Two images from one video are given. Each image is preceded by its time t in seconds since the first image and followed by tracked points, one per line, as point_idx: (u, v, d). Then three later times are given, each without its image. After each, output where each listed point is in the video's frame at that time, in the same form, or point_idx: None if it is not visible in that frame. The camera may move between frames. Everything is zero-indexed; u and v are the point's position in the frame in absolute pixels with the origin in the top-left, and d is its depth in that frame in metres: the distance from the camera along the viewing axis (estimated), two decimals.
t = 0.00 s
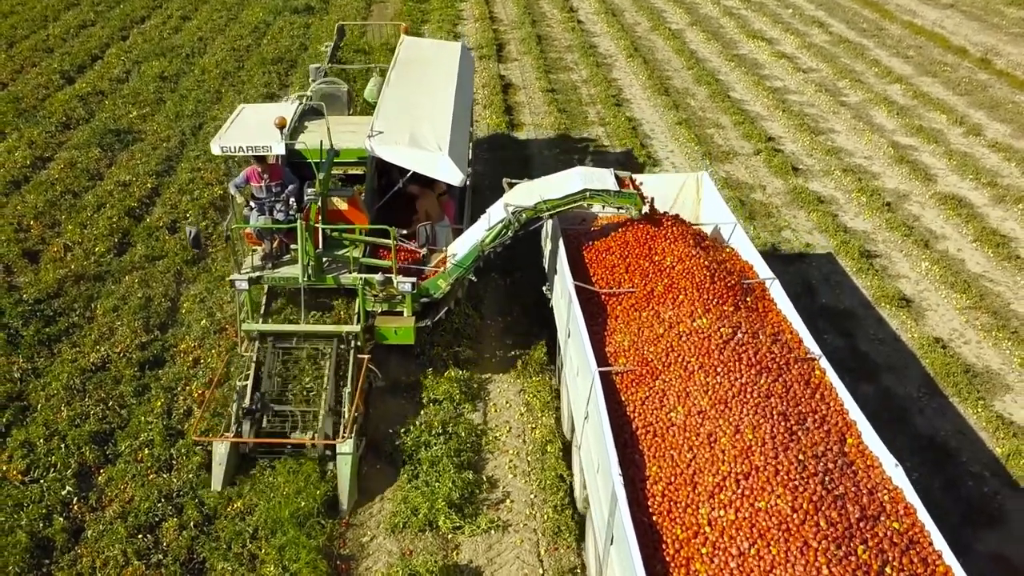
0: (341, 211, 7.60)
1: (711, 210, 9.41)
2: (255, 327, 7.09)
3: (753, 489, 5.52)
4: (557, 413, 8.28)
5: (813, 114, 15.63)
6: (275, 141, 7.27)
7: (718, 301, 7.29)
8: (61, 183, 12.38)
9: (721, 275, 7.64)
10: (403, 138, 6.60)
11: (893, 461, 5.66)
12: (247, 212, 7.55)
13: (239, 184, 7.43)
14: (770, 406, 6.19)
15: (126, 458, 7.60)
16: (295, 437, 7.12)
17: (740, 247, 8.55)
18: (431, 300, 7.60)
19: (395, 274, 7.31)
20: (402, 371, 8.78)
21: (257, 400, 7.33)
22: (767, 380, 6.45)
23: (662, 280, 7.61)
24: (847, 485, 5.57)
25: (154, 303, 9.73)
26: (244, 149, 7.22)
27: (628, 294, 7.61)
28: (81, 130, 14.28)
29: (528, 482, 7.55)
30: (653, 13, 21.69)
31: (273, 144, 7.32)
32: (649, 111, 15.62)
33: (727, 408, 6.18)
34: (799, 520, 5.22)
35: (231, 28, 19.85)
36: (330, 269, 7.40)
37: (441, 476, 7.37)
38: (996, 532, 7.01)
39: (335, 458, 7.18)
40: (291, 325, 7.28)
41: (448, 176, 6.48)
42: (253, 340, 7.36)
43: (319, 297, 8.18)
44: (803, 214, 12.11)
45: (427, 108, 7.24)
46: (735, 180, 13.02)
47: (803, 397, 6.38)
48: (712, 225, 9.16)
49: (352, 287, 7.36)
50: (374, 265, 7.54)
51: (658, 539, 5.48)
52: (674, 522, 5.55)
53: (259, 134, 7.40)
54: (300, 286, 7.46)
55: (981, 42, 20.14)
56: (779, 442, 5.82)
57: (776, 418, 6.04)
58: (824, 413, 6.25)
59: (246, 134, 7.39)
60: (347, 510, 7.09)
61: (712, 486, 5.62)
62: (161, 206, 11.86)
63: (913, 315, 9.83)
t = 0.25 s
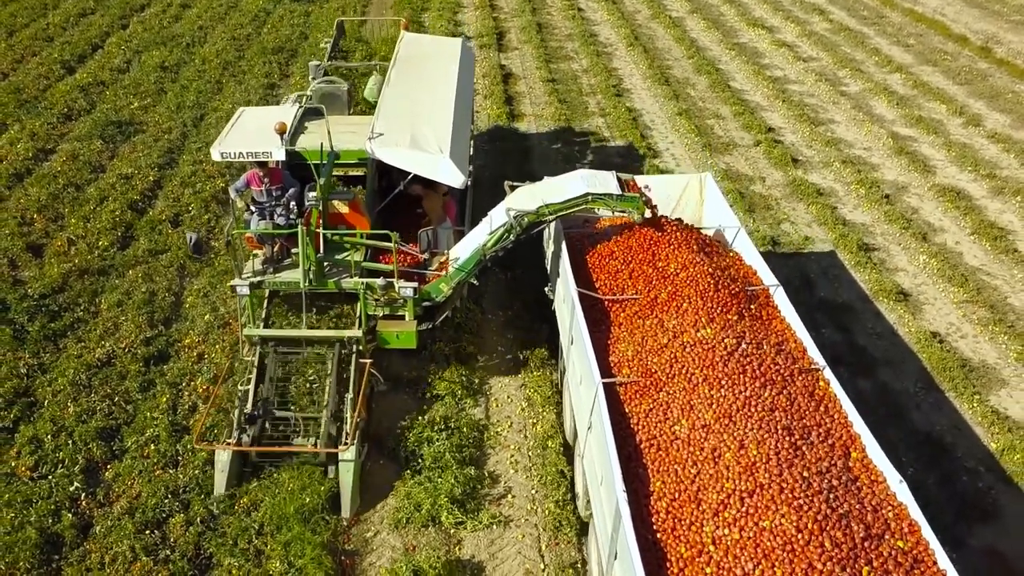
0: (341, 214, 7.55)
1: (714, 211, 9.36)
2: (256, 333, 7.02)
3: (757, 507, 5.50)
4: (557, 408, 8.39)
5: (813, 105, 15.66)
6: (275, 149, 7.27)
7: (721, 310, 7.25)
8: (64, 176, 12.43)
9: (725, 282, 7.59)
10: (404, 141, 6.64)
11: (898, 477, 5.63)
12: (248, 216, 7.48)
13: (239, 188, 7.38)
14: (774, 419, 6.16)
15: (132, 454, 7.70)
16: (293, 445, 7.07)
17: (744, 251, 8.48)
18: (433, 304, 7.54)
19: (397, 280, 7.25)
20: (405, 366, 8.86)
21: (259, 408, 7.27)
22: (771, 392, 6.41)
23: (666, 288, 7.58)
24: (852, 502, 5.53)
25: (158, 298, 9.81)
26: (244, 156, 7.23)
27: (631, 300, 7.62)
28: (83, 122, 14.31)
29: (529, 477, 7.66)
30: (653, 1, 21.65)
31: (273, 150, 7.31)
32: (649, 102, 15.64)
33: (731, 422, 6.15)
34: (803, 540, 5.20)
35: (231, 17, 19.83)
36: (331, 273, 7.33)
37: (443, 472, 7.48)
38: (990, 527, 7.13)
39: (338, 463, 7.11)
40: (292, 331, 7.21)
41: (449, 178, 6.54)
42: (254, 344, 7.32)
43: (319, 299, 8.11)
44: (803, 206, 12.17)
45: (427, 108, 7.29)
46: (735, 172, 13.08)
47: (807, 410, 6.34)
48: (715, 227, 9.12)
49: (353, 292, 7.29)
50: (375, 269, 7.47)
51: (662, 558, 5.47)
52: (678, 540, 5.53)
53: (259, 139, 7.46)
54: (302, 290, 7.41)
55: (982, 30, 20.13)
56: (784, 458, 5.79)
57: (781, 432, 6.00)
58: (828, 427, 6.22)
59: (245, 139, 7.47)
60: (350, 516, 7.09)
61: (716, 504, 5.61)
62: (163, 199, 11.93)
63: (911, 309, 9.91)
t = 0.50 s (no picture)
0: (342, 214, 7.40)
1: (716, 210, 9.33)
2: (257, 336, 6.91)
3: (760, 521, 5.47)
4: (558, 400, 8.48)
5: (813, 93, 15.68)
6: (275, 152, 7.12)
7: (725, 315, 7.21)
8: (67, 166, 12.48)
9: (728, 286, 7.55)
10: (405, 141, 6.67)
11: (901, 490, 5.62)
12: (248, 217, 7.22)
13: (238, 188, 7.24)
14: (778, 429, 6.13)
15: (138, 446, 7.81)
16: (295, 450, 7.06)
17: (746, 252, 8.45)
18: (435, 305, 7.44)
19: (399, 281, 7.14)
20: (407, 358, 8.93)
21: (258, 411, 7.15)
22: (775, 400, 6.37)
23: (669, 293, 7.54)
24: (855, 515, 5.52)
25: (162, 290, 9.90)
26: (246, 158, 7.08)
27: (634, 304, 7.60)
28: (84, 111, 14.33)
29: (530, 470, 7.76)
30: None
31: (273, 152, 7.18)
32: (650, 90, 15.66)
33: (734, 432, 6.12)
34: (808, 556, 5.18)
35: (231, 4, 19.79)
36: (332, 274, 7.20)
37: (445, 464, 7.58)
38: (984, 519, 7.25)
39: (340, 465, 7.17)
40: (294, 333, 7.09)
41: (451, 178, 6.58)
42: (255, 345, 7.28)
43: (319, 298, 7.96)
44: (802, 196, 12.22)
45: (429, 108, 7.32)
46: (734, 161, 13.12)
47: (811, 418, 6.31)
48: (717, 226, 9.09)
49: (355, 293, 7.17)
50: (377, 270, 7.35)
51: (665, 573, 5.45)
52: (682, 554, 5.51)
53: (257, 140, 7.34)
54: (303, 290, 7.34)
55: (983, 17, 20.10)
56: (788, 471, 5.77)
57: (784, 443, 5.98)
58: (831, 436, 6.19)
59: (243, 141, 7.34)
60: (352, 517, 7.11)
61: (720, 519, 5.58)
62: (166, 190, 11.99)
63: (909, 300, 9.99)
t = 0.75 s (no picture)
0: (344, 210, 7.32)
1: (718, 205, 9.28)
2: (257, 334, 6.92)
3: (763, 529, 5.42)
4: (559, 388, 8.57)
5: (814, 77, 15.68)
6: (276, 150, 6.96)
7: (728, 316, 7.14)
8: (69, 153, 12.51)
9: (731, 286, 7.47)
10: (408, 137, 6.71)
11: (904, 495, 5.56)
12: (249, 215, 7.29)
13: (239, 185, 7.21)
14: (781, 435, 6.08)
15: (144, 434, 7.91)
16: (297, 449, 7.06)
17: (748, 249, 8.39)
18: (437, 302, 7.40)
19: (400, 279, 7.12)
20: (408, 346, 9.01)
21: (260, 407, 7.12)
22: (778, 404, 6.32)
23: (672, 293, 7.47)
24: (858, 522, 5.46)
25: (166, 278, 9.97)
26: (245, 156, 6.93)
27: (636, 304, 7.53)
28: (85, 97, 14.35)
29: (531, 457, 7.87)
30: None
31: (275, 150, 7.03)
32: (650, 75, 15.66)
33: (737, 438, 6.07)
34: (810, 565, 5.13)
35: None
36: (334, 271, 7.19)
37: (447, 452, 7.68)
38: (978, 506, 7.36)
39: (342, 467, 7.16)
40: (294, 331, 7.09)
41: (454, 175, 6.63)
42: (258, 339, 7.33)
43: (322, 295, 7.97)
44: (802, 183, 12.27)
45: (430, 102, 7.36)
46: (734, 147, 13.15)
47: (813, 422, 6.25)
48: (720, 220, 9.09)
49: (356, 291, 7.17)
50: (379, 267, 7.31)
51: None
52: (685, 562, 5.47)
53: (257, 138, 7.14)
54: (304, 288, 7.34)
55: None
56: (790, 477, 5.72)
57: (787, 448, 5.92)
58: (834, 440, 6.13)
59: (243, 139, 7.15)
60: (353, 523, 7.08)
61: (723, 526, 5.54)
62: (168, 176, 12.04)
63: (907, 288, 10.06)
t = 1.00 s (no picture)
0: (345, 199, 7.33)
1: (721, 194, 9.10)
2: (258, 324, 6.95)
3: (767, 531, 5.30)
4: (560, 370, 8.66)
5: (815, 54, 15.63)
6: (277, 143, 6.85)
7: (733, 309, 6.98)
8: (70, 132, 12.53)
9: (736, 279, 7.31)
10: (410, 126, 6.75)
11: (909, 496, 5.45)
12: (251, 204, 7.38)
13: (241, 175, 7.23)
14: (785, 433, 5.95)
15: (150, 414, 8.02)
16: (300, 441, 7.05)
17: (753, 239, 8.25)
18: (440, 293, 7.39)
19: (403, 271, 7.11)
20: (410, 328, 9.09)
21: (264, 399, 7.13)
22: (782, 402, 6.19)
23: (676, 285, 7.29)
24: (861, 525, 5.35)
25: (169, 259, 10.03)
26: (245, 149, 6.87)
27: (639, 296, 7.35)
28: (85, 74, 14.33)
29: (532, 437, 7.97)
30: None
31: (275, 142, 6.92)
32: (652, 52, 15.61)
33: (741, 436, 5.93)
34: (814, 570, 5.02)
35: None
36: (336, 261, 7.19)
37: (449, 433, 7.78)
38: (973, 486, 7.47)
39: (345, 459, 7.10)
40: (296, 322, 7.10)
41: (455, 164, 6.69)
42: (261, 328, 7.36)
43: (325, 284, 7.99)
44: (802, 161, 12.29)
45: (431, 89, 7.37)
46: (735, 126, 13.15)
47: (817, 420, 6.13)
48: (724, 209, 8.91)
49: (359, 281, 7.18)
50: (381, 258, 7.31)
51: None
52: (688, 563, 5.35)
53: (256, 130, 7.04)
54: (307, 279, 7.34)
55: None
56: (794, 478, 5.59)
57: (791, 447, 5.80)
58: (838, 438, 6.01)
59: (244, 130, 7.07)
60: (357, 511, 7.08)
61: (727, 528, 5.41)
62: (170, 156, 12.06)
63: (906, 268, 10.12)
